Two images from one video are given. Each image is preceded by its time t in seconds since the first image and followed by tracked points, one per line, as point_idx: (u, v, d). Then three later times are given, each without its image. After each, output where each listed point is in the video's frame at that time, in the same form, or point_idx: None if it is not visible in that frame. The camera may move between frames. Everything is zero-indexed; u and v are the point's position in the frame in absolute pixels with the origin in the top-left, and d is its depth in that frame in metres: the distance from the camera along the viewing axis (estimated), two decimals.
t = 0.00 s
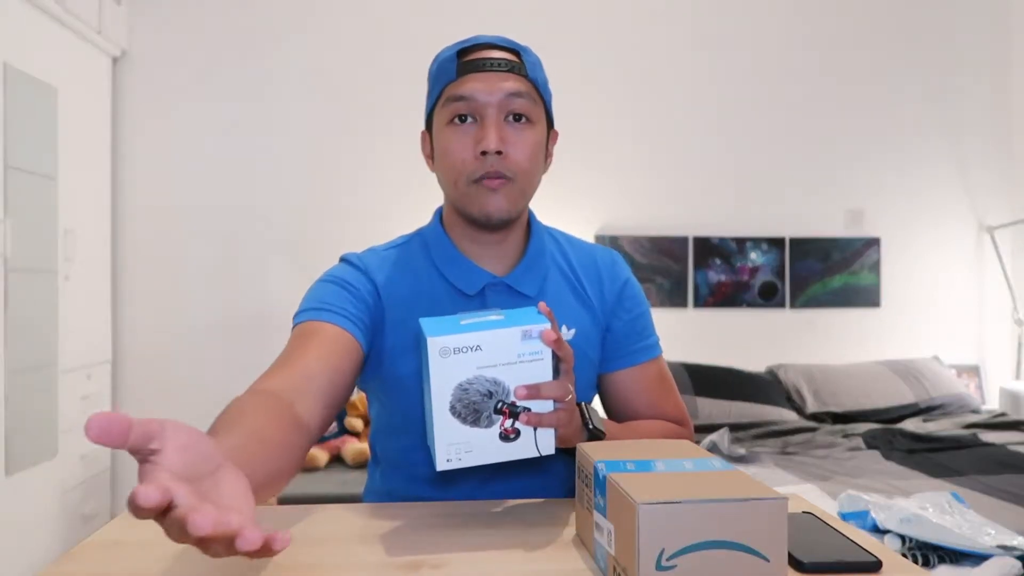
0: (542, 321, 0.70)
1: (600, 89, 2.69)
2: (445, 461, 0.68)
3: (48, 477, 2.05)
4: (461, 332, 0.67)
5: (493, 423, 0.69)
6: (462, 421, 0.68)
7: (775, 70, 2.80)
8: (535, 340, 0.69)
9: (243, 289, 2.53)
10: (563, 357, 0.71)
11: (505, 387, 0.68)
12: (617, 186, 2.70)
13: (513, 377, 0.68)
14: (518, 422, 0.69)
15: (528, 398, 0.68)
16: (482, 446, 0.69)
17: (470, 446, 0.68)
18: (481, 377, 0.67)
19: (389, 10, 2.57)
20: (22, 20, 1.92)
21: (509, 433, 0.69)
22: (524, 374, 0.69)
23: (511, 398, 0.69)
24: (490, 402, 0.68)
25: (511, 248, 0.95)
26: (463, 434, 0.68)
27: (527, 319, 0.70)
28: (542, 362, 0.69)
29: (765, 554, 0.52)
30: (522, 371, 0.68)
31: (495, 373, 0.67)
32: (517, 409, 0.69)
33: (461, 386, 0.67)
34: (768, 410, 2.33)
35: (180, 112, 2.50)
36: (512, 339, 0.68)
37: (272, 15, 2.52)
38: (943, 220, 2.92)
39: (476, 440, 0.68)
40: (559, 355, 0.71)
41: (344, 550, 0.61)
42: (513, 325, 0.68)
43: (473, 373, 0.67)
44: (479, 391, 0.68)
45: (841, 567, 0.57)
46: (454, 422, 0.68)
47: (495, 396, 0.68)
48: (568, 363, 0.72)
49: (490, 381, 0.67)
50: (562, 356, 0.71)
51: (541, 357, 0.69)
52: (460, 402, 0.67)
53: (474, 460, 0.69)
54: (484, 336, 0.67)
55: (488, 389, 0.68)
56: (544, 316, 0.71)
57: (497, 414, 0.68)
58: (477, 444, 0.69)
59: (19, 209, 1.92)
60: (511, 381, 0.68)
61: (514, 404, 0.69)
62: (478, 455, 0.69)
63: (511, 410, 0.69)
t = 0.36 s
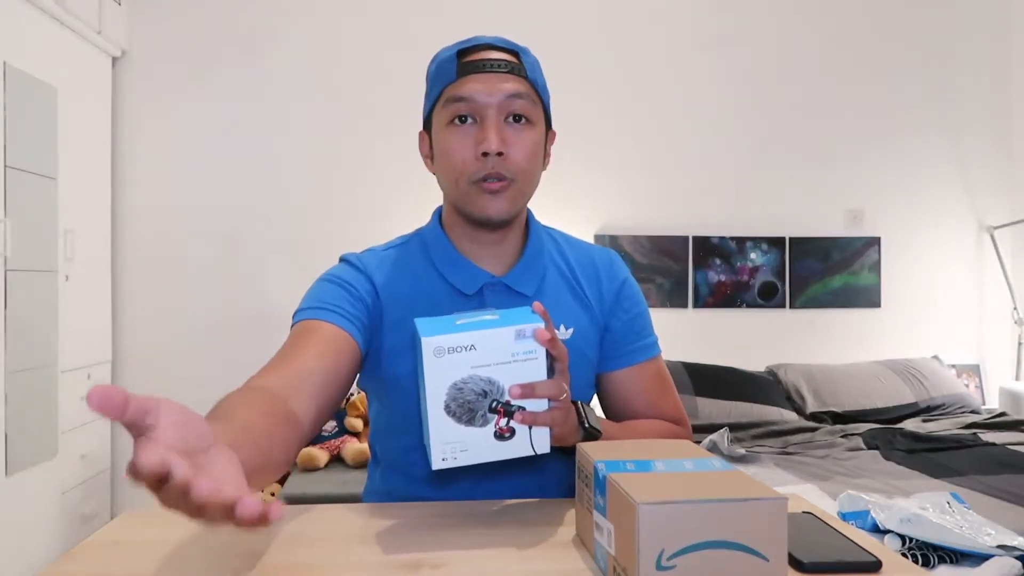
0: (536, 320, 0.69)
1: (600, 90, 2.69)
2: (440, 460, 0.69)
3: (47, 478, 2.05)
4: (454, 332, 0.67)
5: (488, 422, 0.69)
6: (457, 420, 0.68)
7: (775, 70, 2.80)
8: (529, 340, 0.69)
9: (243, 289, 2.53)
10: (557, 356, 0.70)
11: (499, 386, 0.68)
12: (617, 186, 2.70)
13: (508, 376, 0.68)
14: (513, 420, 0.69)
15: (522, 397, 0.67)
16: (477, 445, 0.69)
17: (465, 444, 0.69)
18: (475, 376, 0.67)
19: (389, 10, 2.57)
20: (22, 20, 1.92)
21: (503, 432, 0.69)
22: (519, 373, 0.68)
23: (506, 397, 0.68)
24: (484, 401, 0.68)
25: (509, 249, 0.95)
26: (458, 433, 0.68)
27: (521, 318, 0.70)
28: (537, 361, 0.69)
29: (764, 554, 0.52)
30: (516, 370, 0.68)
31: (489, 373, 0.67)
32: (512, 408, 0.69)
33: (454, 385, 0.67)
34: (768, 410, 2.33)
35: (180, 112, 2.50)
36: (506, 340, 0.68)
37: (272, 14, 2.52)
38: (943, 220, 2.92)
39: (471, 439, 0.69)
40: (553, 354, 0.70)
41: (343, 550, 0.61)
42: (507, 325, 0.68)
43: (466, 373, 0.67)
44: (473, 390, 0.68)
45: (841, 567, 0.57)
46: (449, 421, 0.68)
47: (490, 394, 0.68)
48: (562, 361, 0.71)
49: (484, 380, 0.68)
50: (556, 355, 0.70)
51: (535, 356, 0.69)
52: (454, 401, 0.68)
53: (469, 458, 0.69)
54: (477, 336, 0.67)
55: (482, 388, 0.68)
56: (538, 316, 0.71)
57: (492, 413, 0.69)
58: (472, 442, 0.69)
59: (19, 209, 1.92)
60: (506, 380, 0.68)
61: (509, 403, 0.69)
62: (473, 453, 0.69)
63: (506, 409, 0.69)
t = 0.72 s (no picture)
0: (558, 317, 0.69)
1: (600, 90, 2.69)
2: (462, 461, 0.68)
3: (48, 477, 2.05)
4: (477, 329, 0.67)
5: (509, 420, 0.69)
6: (478, 419, 0.68)
7: (775, 70, 2.80)
8: (551, 337, 0.69)
9: (243, 290, 2.53)
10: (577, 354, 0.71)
11: (521, 384, 0.68)
12: (617, 186, 2.70)
13: (529, 374, 0.68)
14: (533, 418, 0.70)
15: (544, 394, 0.68)
16: (498, 443, 0.69)
17: (487, 444, 0.69)
18: (497, 374, 0.67)
19: (390, 10, 2.57)
20: (22, 20, 1.92)
21: (523, 431, 0.69)
22: (539, 370, 0.68)
23: (527, 395, 0.69)
24: (506, 399, 0.68)
25: (512, 250, 0.94)
26: (479, 432, 0.68)
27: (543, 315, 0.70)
28: (559, 358, 0.69)
29: (764, 553, 0.52)
30: (538, 368, 0.68)
31: (510, 371, 0.67)
32: (533, 406, 0.69)
33: (478, 384, 0.67)
34: (769, 410, 2.33)
35: (180, 112, 2.50)
36: (529, 337, 0.67)
37: (272, 14, 2.52)
38: (943, 220, 2.92)
39: (492, 437, 0.69)
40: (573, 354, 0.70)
41: (343, 550, 0.61)
42: (530, 322, 0.68)
43: (490, 371, 0.67)
44: (495, 388, 0.68)
45: (841, 567, 0.57)
46: (470, 419, 0.68)
47: (511, 392, 0.68)
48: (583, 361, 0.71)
49: (506, 378, 0.67)
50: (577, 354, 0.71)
51: (557, 354, 0.69)
52: (477, 400, 0.67)
53: (489, 457, 0.69)
54: (500, 333, 0.67)
55: (504, 386, 0.68)
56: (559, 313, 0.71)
57: (512, 411, 0.69)
58: (493, 441, 0.69)
59: (19, 209, 1.92)
60: (527, 378, 0.68)
61: (530, 401, 0.69)
62: (494, 452, 0.69)
63: (526, 407, 0.69)
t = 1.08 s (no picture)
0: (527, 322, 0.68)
1: (600, 90, 2.69)
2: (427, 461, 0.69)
3: (48, 477, 2.05)
4: (444, 331, 0.67)
5: (475, 423, 0.69)
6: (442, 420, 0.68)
7: (775, 70, 2.80)
8: (519, 341, 0.68)
9: (243, 289, 2.52)
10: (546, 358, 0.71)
11: (488, 387, 0.68)
12: (618, 186, 2.70)
13: (496, 378, 0.68)
14: (501, 421, 0.69)
15: (511, 398, 0.67)
16: (465, 445, 0.69)
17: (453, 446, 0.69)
18: (462, 377, 0.67)
19: (389, 10, 2.57)
20: (22, 20, 1.92)
21: (491, 433, 0.69)
22: (507, 374, 0.68)
23: (494, 399, 0.68)
24: (471, 402, 0.68)
25: (504, 257, 0.95)
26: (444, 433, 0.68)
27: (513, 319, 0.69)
28: (527, 363, 0.68)
29: (765, 554, 0.52)
30: (505, 372, 0.68)
31: (477, 374, 0.67)
32: (500, 410, 0.69)
33: (441, 387, 0.67)
34: (768, 410, 2.33)
35: (180, 111, 2.50)
36: (496, 341, 0.67)
37: (272, 14, 2.52)
38: (943, 220, 2.92)
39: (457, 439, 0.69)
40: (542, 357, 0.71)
41: (343, 551, 0.61)
42: (498, 326, 0.68)
43: (455, 374, 0.67)
44: (460, 391, 0.68)
45: (841, 567, 0.57)
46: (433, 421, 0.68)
47: (477, 396, 0.68)
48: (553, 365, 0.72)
49: (472, 382, 0.67)
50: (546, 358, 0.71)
51: (525, 358, 0.68)
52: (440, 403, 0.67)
53: (456, 459, 0.69)
54: (467, 336, 0.67)
55: (470, 389, 0.68)
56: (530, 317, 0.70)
57: (480, 414, 0.68)
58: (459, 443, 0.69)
59: (19, 209, 1.92)
60: (495, 382, 0.68)
61: (497, 405, 0.69)
62: (460, 454, 0.69)
63: (493, 411, 0.69)
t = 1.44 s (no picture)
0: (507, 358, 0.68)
1: (600, 89, 2.69)
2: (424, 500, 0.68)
3: (48, 478, 2.05)
4: (425, 375, 0.65)
5: (465, 458, 0.68)
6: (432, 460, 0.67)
7: (775, 70, 2.80)
8: (500, 377, 0.67)
9: (243, 289, 2.52)
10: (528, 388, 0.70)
11: (474, 424, 0.67)
12: (618, 186, 2.70)
13: (483, 415, 0.67)
14: (491, 454, 0.69)
15: (498, 433, 0.67)
16: (456, 481, 0.69)
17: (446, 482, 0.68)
18: (449, 417, 0.66)
19: (389, 10, 2.57)
20: (22, 20, 1.92)
21: (481, 467, 0.69)
22: (491, 411, 0.67)
23: (482, 433, 0.68)
24: (460, 438, 0.67)
25: (501, 250, 0.95)
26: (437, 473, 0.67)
27: (492, 355, 0.68)
28: (510, 398, 0.68)
29: (765, 554, 0.52)
30: (490, 408, 0.67)
31: (463, 413, 0.66)
32: (489, 443, 0.68)
33: (429, 429, 0.66)
34: (768, 410, 2.33)
35: (180, 111, 2.50)
36: (479, 379, 0.66)
37: (272, 14, 2.52)
38: (944, 220, 2.92)
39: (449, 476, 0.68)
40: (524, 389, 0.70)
41: (340, 551, 0.61)
42: (478, 364, 0.67)
43: (441, 416, 0.66)
44: (448, 430, 0.67)
45: (841, 567, 0.57)
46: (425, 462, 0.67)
47: (465, 433, 0.67)
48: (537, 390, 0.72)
49: (458, 420, 0.67)
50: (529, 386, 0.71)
51: (508, 393, 0.68)
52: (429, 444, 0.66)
53: (450, 494, 0.69)
54: (449, 378, 0.65)
55: (457, 427, 0.67)
56: (511, 350, 0.69)
57: (469, 449, 0.68)
58: (452, 479, 0.68)
59: (19, 209, 1.92)
60: (480, 418, 0.67)
61: (486, 439, 0.68)
62: (455, 489, 0.69)
63: (482, 445, 0.68)
